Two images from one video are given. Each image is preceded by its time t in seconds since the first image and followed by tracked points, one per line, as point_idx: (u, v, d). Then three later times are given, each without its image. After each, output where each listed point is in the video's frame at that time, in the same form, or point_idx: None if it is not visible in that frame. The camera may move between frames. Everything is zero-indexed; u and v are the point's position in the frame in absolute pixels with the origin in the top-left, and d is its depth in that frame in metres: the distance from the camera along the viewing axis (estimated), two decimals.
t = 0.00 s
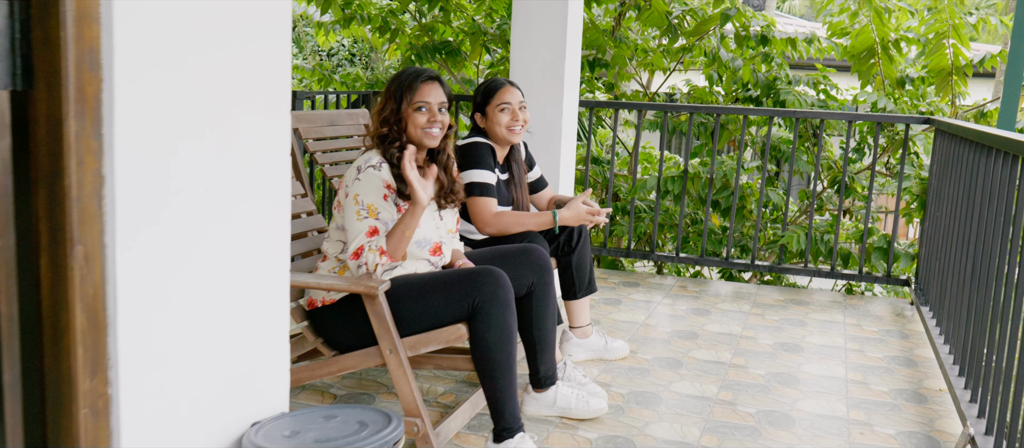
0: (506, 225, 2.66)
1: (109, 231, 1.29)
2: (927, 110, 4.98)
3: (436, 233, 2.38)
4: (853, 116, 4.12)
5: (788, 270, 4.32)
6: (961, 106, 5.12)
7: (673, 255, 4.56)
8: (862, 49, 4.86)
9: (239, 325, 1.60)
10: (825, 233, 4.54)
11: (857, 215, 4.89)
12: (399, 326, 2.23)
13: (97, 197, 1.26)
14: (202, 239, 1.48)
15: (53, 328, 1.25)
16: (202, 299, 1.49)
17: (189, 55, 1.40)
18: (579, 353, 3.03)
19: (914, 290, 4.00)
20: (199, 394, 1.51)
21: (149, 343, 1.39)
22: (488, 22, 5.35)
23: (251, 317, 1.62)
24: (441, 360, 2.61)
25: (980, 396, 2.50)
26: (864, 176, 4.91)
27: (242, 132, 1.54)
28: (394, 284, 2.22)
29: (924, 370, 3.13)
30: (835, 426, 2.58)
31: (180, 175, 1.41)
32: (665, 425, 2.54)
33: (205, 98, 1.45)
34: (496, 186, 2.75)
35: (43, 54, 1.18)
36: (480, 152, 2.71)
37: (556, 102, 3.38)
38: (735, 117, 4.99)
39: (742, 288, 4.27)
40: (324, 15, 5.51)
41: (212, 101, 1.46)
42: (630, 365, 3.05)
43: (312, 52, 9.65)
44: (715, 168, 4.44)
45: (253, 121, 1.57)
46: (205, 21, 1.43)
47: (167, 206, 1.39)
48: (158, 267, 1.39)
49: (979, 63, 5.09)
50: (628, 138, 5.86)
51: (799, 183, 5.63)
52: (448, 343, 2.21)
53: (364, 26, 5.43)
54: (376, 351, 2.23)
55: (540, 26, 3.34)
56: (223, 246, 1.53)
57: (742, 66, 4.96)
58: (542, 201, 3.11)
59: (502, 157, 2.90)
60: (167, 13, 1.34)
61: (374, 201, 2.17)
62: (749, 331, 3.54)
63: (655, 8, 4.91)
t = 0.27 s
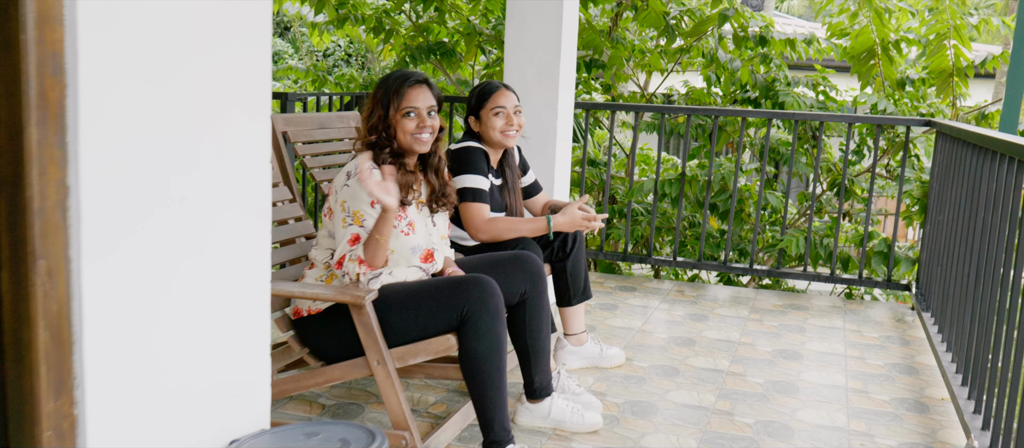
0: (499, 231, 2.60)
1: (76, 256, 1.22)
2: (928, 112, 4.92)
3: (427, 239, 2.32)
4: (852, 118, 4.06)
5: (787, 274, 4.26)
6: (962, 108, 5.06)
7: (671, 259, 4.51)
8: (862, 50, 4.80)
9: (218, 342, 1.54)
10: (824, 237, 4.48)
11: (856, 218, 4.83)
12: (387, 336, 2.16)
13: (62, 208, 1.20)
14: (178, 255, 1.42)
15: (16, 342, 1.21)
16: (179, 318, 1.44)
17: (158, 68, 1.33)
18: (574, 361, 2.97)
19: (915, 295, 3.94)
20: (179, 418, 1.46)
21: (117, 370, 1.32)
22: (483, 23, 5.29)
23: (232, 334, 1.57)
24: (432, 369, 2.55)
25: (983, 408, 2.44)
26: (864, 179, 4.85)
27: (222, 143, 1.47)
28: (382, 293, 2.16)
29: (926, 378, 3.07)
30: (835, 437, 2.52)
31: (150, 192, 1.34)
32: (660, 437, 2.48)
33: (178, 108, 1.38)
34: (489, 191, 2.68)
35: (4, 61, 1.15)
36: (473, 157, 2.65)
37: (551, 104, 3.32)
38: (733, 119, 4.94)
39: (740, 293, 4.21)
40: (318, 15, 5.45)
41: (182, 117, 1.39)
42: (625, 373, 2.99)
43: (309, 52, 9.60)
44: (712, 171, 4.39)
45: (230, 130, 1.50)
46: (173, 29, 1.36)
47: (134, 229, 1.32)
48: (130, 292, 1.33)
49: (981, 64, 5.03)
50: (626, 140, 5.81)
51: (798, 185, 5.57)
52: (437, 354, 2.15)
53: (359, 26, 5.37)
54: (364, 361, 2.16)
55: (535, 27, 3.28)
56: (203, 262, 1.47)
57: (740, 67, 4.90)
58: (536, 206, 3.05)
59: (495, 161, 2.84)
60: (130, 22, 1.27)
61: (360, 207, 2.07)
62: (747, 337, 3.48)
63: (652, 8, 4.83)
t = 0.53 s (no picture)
0: (490, 236, 2.55)
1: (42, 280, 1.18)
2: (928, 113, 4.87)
3: (415, 246, 2.26)
4: (852, 119, 4.00)
5: (785, 277, 4.20)
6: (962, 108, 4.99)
7: (667, 262, 4.45)
8: (860, 50, 4.74)
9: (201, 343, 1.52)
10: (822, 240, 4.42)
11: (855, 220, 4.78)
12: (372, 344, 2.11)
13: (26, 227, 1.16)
14: (154, 268, 1.38)
15: None
16: (156, 333, 1.40)
17: (127, 82, 1.28)
18: (566, 368, 2.91)
19: (914, 299, 3.88)
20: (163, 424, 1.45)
21: (99, 395, 1.31)
22: (478, 23, 5.23)
23: (220, 334, 1.55)
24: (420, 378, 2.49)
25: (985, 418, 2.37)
26: (863, 180, 4.80)
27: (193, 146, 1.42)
28: (367, 301, 2.11)
29: (926, 384, 3.01)
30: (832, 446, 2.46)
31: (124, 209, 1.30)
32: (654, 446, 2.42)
33: (151, 120, 1.34)
34: (480, 196, 2.62)
35: None
36: (463, 161, 2.59)
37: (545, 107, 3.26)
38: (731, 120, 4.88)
39: (738, 297, 4.15)
40: (312, 16, 5.41)
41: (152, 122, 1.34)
42: (619, 380, 2.93)
43: (306, 53, 9.55)
44: (709, 173, 4.33)
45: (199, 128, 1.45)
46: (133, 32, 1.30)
47: (104, 253, 1.28)
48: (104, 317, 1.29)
49: (981, 65, 4.97)
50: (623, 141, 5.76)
51: (797, 187, 5.51)
52: (424, 364, 2.09)
53: (352, 27, 5.32)
54: (348, 371, 2.11)
55: (528, 28, 3.22)
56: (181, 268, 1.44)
57: (738, 68, 4.85)
58: (529, 211, 2.99)
59: (487, 165, 2.78)
60: (87, 38, 1.21)
61: (347, 213, 2.05)
62: (744, 342, 3.43)
63: (648, 8, 4.79)
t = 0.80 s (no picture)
0: (480, 241, 2.50)
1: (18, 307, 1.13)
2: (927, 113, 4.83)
3: (402, 250, 2.21)
4: (851, 120, 3.94)
5: (783, 281, 4.15)
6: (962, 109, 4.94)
7: (664, 265, 4.40)
8: (859, 50, 4.69)
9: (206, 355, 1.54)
10: (820, 243, 4.37)
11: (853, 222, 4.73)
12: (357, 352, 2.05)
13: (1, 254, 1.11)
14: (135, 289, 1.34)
15: None
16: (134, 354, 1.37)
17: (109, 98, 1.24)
18: (559, 373, 2.86)
19: (914, 303, 3.83)
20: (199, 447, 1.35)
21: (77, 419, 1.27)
22: (473, 23, 5.19)
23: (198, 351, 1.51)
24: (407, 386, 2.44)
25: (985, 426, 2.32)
26: (862, 182, 4.75)
27: (206, 158, 1.26)
28: (351, 309, 2.05)
29: (926, 391, 2.95)
30: None
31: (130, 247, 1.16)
32: None
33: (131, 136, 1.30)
34: (470, 200, 2.57)
35: None
36: (452, 165, 2.54)
37: (538, 107, 3.21)
38: (728, 121, 4.83)
39: (735, 300, 4.10)
40: (306, 16, 5.36)
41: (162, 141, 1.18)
42: (612, 386, 2.88)
43: (303, 54, 9.52)
44: (705, 175, 4.28)
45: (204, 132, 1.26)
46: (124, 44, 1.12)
47: (109, 304, 1.14)
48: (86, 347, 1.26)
49: (981, 65, 4.92)
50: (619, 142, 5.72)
51: (795, 188, 5.45)
52: (410, 372, 2.04)
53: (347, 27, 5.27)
54: (332, 379, 2.05)
55: (521, 28, 3.17)
56: (203, 289, 1.30)
57: (735, 68, 4.79)
58: (521, 214, 2.95)
59: (478, 168, 2.73)
60: (70, 70, 1.04)
61: (334, 219, 1.99)
62: (741, 347, 3.37)
63: (645, 8, 4.74)
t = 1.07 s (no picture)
0: (473, 242, 2.46)
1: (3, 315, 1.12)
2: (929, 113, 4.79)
3: (392, 253, 2.18)
4: (851, 120, 3.90)
5: (782, 282, 4.11)
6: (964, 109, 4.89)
7: (662, 266, 4.35)
8: (860, 49, 4.65)
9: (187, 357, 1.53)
10: (820, 244, 4.32)
11: (854, 223, 4.68)
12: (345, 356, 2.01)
13: None
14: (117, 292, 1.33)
15: None
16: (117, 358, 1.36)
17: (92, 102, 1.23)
18: (554, 377, 2.82)
19: (915, 305, 3.79)
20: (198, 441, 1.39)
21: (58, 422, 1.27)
22: (471, 23, 5.15)
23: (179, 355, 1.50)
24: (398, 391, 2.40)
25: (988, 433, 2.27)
26: (863, 182, 4.71)
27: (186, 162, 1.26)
28: (340, 313, 2.01)
29: (927, 395, 2.91)
30: None
31: (118, 262, 1.17)
32: None
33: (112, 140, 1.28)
34: (463, 201, 2.53)
35: None
36: (446, 165, 2.50)
37: (533, 107, 3.16)
38: (728, 121, 4.79)
39: (734, 302, 4.05)
40: (302, 15, 5.32)
41: (146, 156, 1.19)
42: (608, 391, 2.83)
43: (303, 54, 9.49)
44: (704, 176, 4.24)
45: (184, 136, 1.25)
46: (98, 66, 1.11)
47: (97, 329, 1.16)
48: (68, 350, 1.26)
49: (984, 64, 4.87)
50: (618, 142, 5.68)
51: (796, 189, 5.40)
52: (399, 377, 1.99)
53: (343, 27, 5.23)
54: (319, 384, 2.00)
55: (517, 27, 3.13)
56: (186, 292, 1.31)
57: (734, 67, 4.74)
58: (516, 215, 2.91)
59: (472, 168, 2.69)
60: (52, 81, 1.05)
61: (308, 219, 1.97)
62: (739, 350, 3.33)
63: (644, 7, 4.70)
